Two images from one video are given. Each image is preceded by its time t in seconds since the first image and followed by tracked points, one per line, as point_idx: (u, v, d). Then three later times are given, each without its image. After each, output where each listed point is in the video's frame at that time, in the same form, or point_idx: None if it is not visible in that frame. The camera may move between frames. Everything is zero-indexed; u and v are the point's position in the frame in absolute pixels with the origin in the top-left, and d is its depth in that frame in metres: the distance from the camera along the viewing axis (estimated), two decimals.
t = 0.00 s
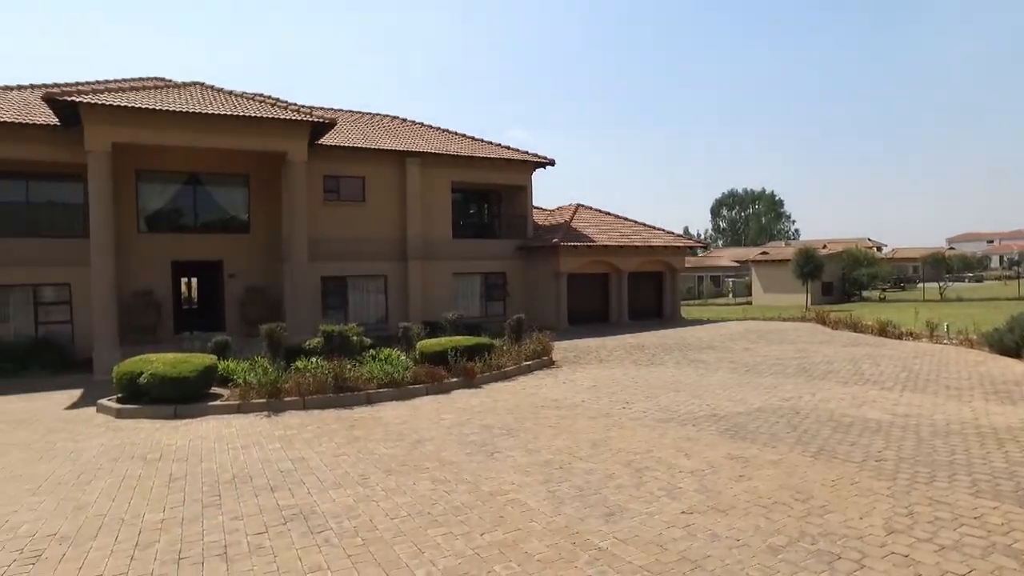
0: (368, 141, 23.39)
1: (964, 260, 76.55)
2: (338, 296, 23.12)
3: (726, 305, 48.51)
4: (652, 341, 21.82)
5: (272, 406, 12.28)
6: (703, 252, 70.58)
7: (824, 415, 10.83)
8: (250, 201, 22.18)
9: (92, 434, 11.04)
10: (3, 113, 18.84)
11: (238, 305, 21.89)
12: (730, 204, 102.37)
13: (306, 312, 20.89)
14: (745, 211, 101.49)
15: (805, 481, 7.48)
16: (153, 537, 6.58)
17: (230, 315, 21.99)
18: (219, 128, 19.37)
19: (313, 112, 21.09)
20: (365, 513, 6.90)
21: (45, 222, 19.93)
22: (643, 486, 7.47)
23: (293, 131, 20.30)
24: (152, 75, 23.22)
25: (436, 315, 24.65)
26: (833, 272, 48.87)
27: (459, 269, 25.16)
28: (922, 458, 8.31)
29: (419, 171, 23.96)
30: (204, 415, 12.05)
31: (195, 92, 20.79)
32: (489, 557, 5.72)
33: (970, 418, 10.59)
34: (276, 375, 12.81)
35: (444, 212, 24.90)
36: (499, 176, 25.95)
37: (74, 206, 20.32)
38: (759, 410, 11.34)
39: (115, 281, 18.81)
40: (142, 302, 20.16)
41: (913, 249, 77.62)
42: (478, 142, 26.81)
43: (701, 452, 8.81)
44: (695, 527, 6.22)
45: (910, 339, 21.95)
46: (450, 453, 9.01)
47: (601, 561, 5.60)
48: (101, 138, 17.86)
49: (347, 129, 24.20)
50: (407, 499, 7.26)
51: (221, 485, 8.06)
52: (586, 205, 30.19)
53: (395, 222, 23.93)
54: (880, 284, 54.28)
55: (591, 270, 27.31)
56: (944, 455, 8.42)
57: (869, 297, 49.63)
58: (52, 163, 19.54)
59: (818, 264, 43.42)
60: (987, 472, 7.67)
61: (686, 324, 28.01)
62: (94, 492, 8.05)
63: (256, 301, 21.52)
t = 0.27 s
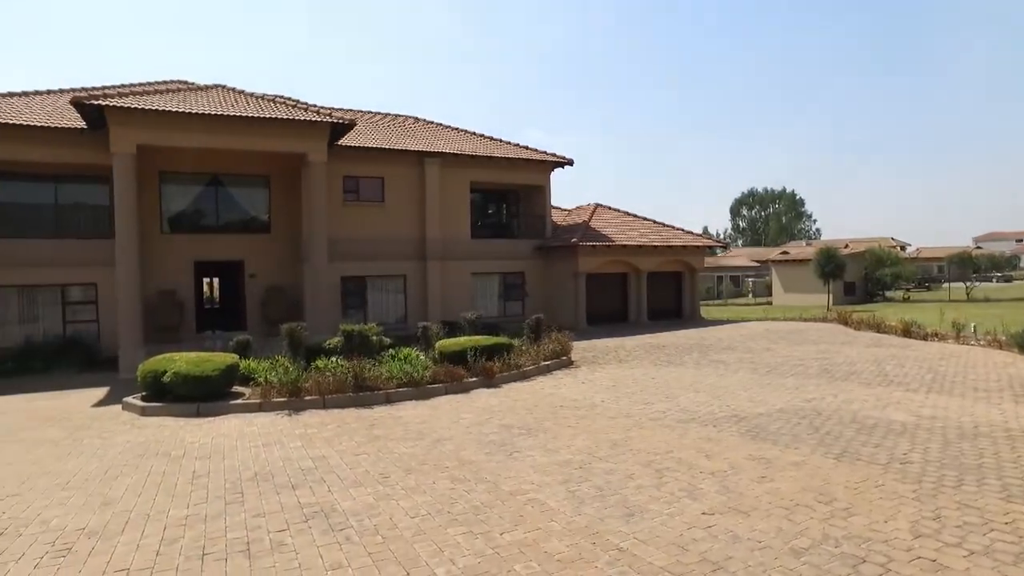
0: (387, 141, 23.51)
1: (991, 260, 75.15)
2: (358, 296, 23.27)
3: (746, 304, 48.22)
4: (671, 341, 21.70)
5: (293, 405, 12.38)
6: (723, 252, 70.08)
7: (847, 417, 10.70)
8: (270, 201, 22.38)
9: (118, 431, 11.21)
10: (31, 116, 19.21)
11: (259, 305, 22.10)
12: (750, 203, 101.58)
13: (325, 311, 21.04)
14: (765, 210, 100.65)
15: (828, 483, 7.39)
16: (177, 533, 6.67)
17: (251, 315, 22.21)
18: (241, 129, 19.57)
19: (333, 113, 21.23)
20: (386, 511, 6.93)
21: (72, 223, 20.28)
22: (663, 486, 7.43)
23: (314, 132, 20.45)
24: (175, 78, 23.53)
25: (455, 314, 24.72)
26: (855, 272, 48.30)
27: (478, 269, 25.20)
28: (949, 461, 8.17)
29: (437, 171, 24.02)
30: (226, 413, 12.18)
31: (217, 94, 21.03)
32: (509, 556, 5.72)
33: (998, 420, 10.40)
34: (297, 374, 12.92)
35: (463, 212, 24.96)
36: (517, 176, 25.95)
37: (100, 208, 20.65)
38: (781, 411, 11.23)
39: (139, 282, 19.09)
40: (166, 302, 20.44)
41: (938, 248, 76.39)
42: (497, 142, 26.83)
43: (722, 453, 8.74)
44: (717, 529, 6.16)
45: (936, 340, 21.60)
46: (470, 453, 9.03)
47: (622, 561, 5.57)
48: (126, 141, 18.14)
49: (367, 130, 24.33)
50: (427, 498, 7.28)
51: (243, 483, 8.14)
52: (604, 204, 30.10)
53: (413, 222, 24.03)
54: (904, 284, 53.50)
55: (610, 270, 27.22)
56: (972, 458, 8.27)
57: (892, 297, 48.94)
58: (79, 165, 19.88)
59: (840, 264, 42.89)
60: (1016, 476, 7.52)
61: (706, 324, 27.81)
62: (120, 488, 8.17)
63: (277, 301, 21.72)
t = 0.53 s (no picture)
0: (407, 142, 23.61)
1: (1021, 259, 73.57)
2: (379, 295, 23.40)
3: (768, 304, 47.86)
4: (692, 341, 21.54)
5: (315, 404, 12.49)
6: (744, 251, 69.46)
7: (873, 418, 10.53)
8: (292, 202, 22.59)
9: (145, 428, 11.40)
10: (61, 120, 19.60)
11: (281, 305, 22.33)
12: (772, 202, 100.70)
13: (347, 311, 21.20)
14: (787, 209, 99.64)
15: (854, 485, 7.28)
16: (203, 529, 6.76)
17: (274, 314, 22.44)
18: (264, 131, 19.78)
19: (354, 114, 21.37)
20: (408, 510, 6.97)
21: (99, 224, 20.65)
22: (685, 487, 7.38)
23: (335, 133, 20.60)
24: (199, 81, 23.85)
25: (475, 314, 24.77)
26: (880, 271, 47.58)
27: (498, 269, 25.23)
28: (979, 465, 8.01)
29: (458, 171, 24.08)
30: (250, 411, 12.32)
31: (240, 96, 21.26)
32: (531, 556, 5.71)
33: None
34: (319, 373, 13.02)
35: (483, 212, 25.00)
36: (537, 176, 25.92)
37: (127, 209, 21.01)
38: (805, 412, 11.10)
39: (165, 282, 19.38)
40: (191, 302, 20.73)
41: (965, 247, 74.94)
42: (516, 142, 26.82)
43: (745, 453, 8.66)
44: (740, 530, 6.11)
45: (964, 341, 21.19)
46: (491, 452, 9.04)
47: (644, 561, 5.54)
48: (152, 143, 18.43)
49: (387, 131, 24.46)
50: (448, 497, 7.30)
51: (267, 480, 8.23)
52: (625, 204, 29.96)
53: (434, 222, 24.12)
54: (930, 284, 52.59)
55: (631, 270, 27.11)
56: (1003, 462, 8.10)
57: (918, 297, 48.14)
58: (106, 167, 20.24)
59: (864, 263, 42.27)
60: None
61: (728, 324, 27.57)
62: (148, 484, 8.31)
63: (299, 301, 21.93)
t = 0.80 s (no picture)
0: (428, 142, 23.72)
1: None
2: (400, 295, 23.53)
3: (790, 304, 47.38)
4: (714, 341, 21.38)
5: (338, 403, 12.60)
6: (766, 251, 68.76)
7: (900, 420, 10.37)
8: (314, 203, 22.80)
9: (171, 425, 11.59)
10: (89, 123, 19.97)
11: (304, 304, 22.55)
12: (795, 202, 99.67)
13: (368, 310, 21.35)
14: (810, 208, 98.49)
15: (880, 488, 7.18)
16: (229, 525, 6.85)
17: (296, 314, 22.66)
18: (286, 133, 19.98)
19: (375, 115, 21.50)
20: (429, 508, 7.00)
21: (127, 226, 21.01)
22: (708, 488, 7.32)
23: (357, 134, 20.75)
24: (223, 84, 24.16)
25: (495, 314, 24.80)
26: (906, 271, 46.83)
27: (519, 269, 25.24)
28: (1011, 469, 7.84)
29: (478, 171, 24.13)
30: (273, 410, 12.46)
31: (264, 98, 21.50)
32: (553, 555, 5.71)
33: None
34: (341, 372, 13.13)
35: (503, 211, 25.03)
36: (557, 176, 25.89)
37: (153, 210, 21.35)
38: (830, 414, 10.96)
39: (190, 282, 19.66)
40: (215, 301, 21.02)
41: (995, 247, 73.42)
42: (537, 142, 26.81)
43: (768, 455, 8.58)
44: (764, 532, 6.05)
45: (994, 343, 20.77)
46: (512, 452, 9.04)
47: (667, 562, 5.51)
48: (178, 145, 18.72)
49: (408, 132, 24.58)
50: (470, 496, 7.32)
51: (291, 477, 8.32)
52: (645, 204, 29.80)
53: (455, 222, 24.19)
54: (958, 284, 51.61)
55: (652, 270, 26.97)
56: None
57: (946, 297, 47.28)
58: (133, 169, 20.58)
59: (890, 263, 41.61)
60: None
61: (751, 325, 27.31)
62: (174, 480, 8.44)
63: (321, 300, 22.12)
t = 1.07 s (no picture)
0: (449, 143, 23.80)
1: None
2: (421, 295, 23.64)
3: (815, 304, 46.81)
4: (736, 342, 21.18)
5: (361, 402, 12.70)
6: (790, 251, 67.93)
7: (929, 423, 10.19)
8: (337, 203, 22.99)
9: (198, 423, 11.76)
10: (117, 127, 20.35)
11: (326, 304, 22.75)
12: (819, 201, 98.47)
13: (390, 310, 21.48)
14: (835, 207, 97.18)
15: (909, 491, 7.06)
16: (255, 521, 6.94)
17: (319, 313, 22.87)
18: (309, 134, 20.17)
19: (397, 116, 21.62)
20: (452, 507, 7.02)
21: (154, 227, 21.36)
22: (732, 489, 7.26)
23: (378, 135, 20.89)
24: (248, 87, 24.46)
25: (516, 314, 24.81)
26: (934, 271, 45.99)
27: (540, 268, 25.22)
28: None
29: (499, 171, 24.16)
30: (297, 408, 12.59)
31: (287, 100, 21.73)
32: (576, 555, 5.70)
33: None
34: (363, 371, 13.23)
35: (524, 211, 25.03)
36: (578, 175, 25.82)
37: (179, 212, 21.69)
38: (856, 415, 10.80)
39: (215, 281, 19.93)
40: (239, 301, 21.28)
41: None
42: (557, 141, 26.77)
43: (794, 456, 8.48)
44: (790, 534, 5.98)
45: None
46: (534, 451, 9.04)
47: (691, 563, 5.48)
48: (203, 147, 18.98)
49: (430, 132, 24.69)
50: (492, 495, 7.34)
51: (315, 475, 8.40)
52: (667, 203, 29.61)
53: (476, 222, 24.25)
54: (989, 284, 50.55)
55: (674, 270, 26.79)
56: None
57: (975, 297, 46.33)
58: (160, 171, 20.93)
59: (917, 262, 40.87)
60: None
61: (774, 325, 27.00)
62: (201, 477, 8.57)
63: (344, 300, 22.30)
